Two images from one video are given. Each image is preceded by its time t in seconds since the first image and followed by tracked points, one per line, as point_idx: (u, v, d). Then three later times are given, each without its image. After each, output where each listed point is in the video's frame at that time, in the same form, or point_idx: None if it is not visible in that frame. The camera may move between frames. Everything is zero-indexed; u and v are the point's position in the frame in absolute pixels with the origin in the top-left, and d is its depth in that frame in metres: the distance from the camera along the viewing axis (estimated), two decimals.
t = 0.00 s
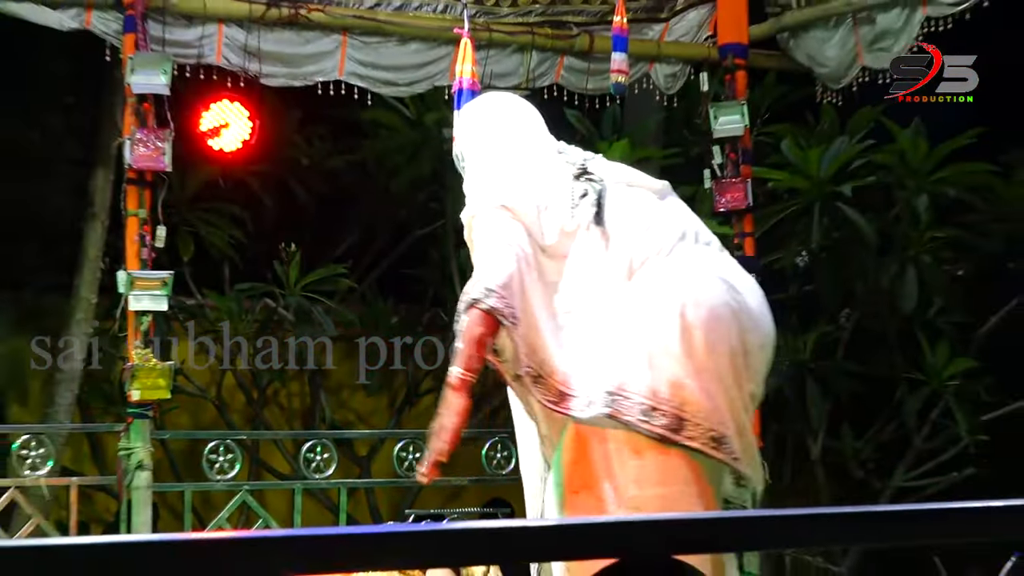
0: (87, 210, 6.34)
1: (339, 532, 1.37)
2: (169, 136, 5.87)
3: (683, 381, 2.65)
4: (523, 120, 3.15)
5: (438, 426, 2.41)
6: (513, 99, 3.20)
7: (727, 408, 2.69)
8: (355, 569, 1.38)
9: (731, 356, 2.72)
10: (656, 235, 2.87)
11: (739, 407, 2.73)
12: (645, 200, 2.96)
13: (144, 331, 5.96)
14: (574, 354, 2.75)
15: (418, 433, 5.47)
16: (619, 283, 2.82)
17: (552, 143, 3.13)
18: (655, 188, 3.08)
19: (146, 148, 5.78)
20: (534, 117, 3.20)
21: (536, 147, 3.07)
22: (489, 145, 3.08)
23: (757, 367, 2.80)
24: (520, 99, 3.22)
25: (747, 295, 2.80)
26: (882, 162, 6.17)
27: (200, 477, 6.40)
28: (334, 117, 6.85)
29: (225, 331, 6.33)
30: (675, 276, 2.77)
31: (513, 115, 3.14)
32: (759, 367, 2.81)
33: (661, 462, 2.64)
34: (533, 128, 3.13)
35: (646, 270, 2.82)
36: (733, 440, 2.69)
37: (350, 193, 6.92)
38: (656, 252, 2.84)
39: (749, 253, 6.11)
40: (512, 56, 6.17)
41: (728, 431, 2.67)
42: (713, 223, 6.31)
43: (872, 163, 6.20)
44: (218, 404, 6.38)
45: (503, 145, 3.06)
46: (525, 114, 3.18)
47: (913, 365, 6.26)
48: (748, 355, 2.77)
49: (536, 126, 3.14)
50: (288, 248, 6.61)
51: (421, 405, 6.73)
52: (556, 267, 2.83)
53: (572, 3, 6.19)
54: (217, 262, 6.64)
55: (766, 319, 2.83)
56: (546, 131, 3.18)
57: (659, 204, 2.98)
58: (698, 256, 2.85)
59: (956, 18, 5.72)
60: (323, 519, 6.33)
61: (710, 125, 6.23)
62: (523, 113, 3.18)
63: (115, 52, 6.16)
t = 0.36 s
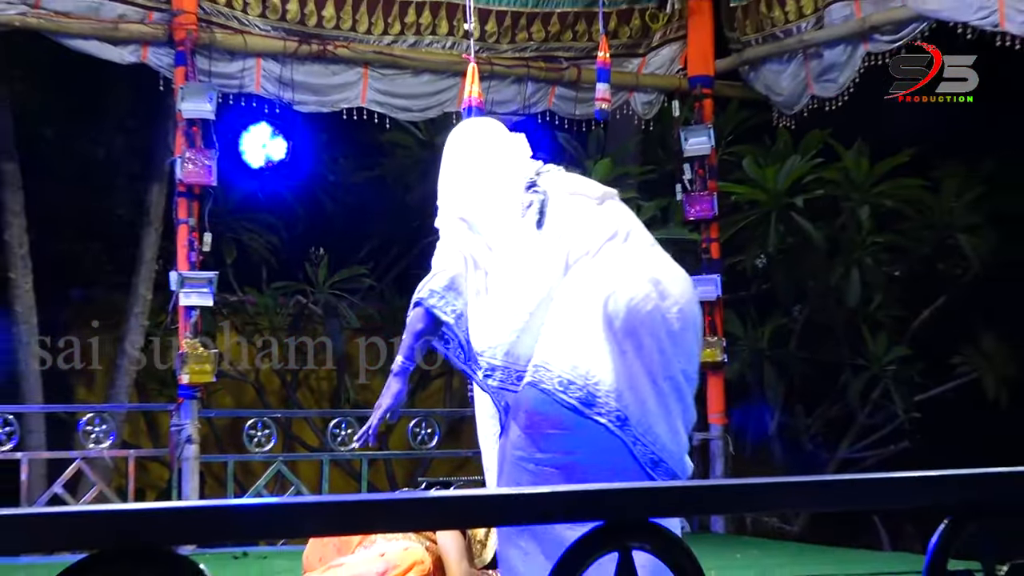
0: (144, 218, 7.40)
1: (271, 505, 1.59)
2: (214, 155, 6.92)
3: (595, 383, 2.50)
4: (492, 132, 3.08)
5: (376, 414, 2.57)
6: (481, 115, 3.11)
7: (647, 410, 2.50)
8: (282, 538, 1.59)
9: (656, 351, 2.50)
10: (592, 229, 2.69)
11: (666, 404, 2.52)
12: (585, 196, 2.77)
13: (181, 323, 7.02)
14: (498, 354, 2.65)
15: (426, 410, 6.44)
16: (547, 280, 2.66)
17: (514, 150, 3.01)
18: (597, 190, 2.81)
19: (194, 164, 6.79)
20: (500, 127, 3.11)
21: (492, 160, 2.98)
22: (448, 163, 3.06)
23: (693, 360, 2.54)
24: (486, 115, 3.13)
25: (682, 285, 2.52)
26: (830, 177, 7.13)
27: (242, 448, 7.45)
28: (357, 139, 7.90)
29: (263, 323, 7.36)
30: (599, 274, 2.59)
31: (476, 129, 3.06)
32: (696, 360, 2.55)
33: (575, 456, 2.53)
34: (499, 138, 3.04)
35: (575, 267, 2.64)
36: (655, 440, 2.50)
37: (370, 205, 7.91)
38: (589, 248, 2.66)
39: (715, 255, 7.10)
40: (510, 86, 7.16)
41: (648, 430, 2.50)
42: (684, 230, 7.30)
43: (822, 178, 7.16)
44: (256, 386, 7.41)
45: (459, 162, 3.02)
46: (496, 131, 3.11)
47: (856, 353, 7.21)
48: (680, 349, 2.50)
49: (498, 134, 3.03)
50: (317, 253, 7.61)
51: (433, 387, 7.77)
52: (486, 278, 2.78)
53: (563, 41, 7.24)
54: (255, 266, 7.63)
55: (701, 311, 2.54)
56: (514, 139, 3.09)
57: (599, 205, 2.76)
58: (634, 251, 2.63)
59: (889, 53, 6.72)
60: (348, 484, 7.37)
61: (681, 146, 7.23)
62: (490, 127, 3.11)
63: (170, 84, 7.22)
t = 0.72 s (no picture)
0: (192, 227, 8.50)
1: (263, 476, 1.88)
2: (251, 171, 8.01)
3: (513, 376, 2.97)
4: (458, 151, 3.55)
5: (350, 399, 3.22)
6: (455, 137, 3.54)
7: (560, 403, 2.94)
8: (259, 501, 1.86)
9: (567, 352, 2.94)
10: (523, 243, 3.11)
11: (580, 397, 2.95)
12: (526, 212, 3.19)
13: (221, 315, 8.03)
14: (439, 351, 3.15)
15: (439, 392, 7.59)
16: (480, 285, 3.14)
17: (472, 165, 3.48)
18: (537, 206, 3.20)
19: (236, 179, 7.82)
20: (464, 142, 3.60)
21: (453, 176, 3.48)
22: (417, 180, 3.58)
23: (606, 362, 2.98)
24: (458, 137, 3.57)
25: (593, 297, 2.95)
26: (787, 191, 8.26)
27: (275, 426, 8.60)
28: (374, 155, 9.08)
29: (293, 315, 8.54)
30: (523, 283, 3.03)
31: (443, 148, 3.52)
32: (609, 361, 2.99)
33: (513, 436, 3.01)
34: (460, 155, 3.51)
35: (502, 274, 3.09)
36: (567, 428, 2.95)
37: (387, 216, 9.11)
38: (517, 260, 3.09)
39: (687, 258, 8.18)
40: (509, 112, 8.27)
41: (563, 418, 2.94)
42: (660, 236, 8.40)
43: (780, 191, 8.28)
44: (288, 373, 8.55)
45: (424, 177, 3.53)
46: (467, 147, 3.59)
47: (809, 343, 8.30)
48: (592, 353, 2.95)
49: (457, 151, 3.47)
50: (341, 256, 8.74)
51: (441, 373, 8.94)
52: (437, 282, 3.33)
53: (554, 72, 8.35)
54: (287, 266, 8.73)
55: (613, 316, 2.95)
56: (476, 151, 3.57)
57: (534, 217, 3.18)
58: (557, 260, 3.06)
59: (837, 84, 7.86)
60: (369, 456, 8.53)
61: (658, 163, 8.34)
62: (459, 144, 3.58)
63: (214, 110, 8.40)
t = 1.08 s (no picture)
0: (232, 233, 9.79)
1: (278, 456, 2.54)
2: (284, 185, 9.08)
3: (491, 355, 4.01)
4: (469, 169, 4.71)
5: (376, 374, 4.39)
6: (456, 152, 4.72)
7: (525, 376, 3.94)
8: (262, 478, 2.56)
9: (530, 336, 3.93)
10: (501, 248, 4.13)
11: (540, 373, 3.93)
12: (507, 221, 4.23)
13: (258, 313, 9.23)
14: (436, 335, 4.28)
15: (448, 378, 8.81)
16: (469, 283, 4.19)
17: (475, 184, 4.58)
18: (512, 214, 4.26)
19: (269, 192, 8.93)
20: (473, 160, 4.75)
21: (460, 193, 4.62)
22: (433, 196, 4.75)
23: (567, 343, 3.92)
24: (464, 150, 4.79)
25: (553, 292, 3.91)
26: (749, 203, 9.41)
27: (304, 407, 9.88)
28: (391, 172, 10.52)
29: (320, 311, 9.77)
30: (496, 282, 4.07)
31: (450, 162, 4.72)
32: (569, 342, 3.93)
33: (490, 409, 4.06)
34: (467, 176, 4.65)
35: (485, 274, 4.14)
36: (533, 395, 3.92)
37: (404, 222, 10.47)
38: (496, 262, 4.12)
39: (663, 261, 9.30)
40: (509, 134, 9.44)
41: (527, 387, 3.93)
42: (638, 241, 9.68)
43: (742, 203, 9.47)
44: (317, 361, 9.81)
45: (439, 194, 4.70)
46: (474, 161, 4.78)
47: (769, 336, 9.53)
48: (552, 336, 3.90)
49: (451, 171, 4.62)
50: (362, 258, 10.02)
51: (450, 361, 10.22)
52: (442, 280, 4.45)
53: (547, 99, 9.59)
54: (315, 269, 10.07)
55: (569, 306, 3.89)
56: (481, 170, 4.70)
57: (512, 227, 4.20)
58: (527, 262, 4.05)
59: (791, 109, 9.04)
60: (386, 433, 9.80)
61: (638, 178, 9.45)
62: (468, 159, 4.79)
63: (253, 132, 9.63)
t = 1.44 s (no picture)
0: (254, 237, 10.60)
1: (310, 441, 2.22)
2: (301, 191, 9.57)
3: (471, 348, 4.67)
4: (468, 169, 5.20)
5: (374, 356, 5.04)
6: (460, 158, 5.21)
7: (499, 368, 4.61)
8: (283, 464, 2.20)
9: (504, 334, 4.60)
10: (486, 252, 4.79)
11: (506, 370, 4.61)
12: (492, 225, 4.83)
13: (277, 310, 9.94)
14: (422, 330, 4.95)
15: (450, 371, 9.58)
16: (457, 282, 4.86)
17: (469, 187, 5.09)
18: (496, 224, 4.85)
19: (287, 198, 9.59)
20: (474, 161, 5.22)
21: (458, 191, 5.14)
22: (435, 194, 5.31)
23: (537, 340, 4.59)
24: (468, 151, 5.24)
25: (525, 295, 4.58)
26: (729, 208, 10.13)
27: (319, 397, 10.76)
28: (399, 179, 11.32)
29: (335, 308, 10.57)
30: (476, 290, 4.75)
31: (455, 166, 5.21)
32: (539, 339, 4.60)
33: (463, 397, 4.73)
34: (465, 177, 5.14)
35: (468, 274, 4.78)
36: (503, 384, 4.60)
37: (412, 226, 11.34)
38: (479, 265, 4.78)
39: (651, 261, 10.00)
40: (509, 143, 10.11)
41: (500, 377, 4.60)
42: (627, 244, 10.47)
43: (724, 208, 10.16)
44: (330, 354, 10.68)
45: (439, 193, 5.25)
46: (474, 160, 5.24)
47: (747, 331, 10.34)
48: (523, 334, 4.58)
49: (449, 178, 5.18)
50: (373, 260, 10.87)
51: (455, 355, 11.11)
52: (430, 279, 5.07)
53: (545, 113, 10.35)
54: (330, 268, 10.90)
55: (538, 308, 4.57)
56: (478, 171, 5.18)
57: (493, 237, 4.82)
58: (507, 265, 4.71)
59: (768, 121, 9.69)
60: (395, 421, 10.69)
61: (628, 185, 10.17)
62: (470, 160, 5.24)
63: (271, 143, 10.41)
